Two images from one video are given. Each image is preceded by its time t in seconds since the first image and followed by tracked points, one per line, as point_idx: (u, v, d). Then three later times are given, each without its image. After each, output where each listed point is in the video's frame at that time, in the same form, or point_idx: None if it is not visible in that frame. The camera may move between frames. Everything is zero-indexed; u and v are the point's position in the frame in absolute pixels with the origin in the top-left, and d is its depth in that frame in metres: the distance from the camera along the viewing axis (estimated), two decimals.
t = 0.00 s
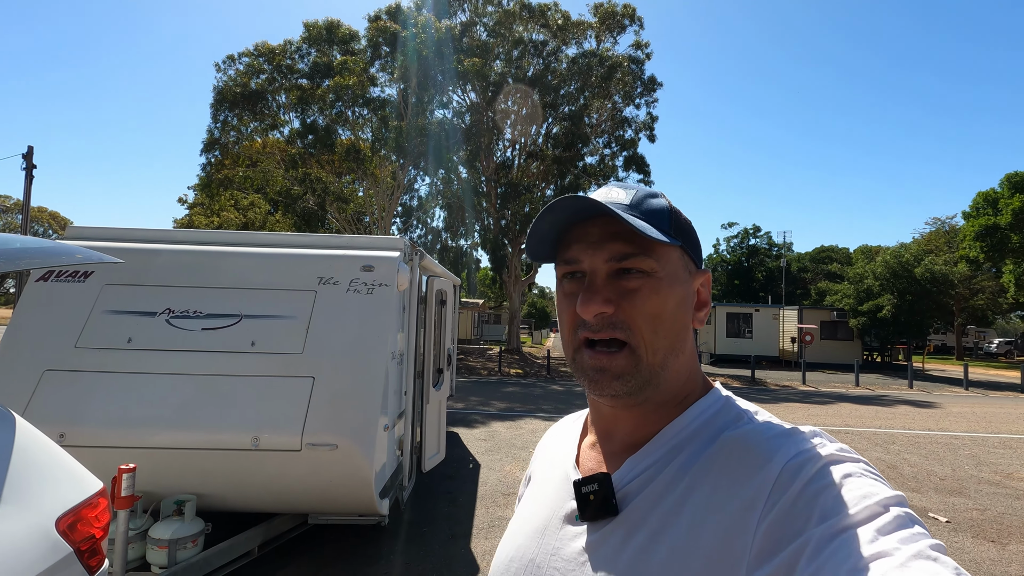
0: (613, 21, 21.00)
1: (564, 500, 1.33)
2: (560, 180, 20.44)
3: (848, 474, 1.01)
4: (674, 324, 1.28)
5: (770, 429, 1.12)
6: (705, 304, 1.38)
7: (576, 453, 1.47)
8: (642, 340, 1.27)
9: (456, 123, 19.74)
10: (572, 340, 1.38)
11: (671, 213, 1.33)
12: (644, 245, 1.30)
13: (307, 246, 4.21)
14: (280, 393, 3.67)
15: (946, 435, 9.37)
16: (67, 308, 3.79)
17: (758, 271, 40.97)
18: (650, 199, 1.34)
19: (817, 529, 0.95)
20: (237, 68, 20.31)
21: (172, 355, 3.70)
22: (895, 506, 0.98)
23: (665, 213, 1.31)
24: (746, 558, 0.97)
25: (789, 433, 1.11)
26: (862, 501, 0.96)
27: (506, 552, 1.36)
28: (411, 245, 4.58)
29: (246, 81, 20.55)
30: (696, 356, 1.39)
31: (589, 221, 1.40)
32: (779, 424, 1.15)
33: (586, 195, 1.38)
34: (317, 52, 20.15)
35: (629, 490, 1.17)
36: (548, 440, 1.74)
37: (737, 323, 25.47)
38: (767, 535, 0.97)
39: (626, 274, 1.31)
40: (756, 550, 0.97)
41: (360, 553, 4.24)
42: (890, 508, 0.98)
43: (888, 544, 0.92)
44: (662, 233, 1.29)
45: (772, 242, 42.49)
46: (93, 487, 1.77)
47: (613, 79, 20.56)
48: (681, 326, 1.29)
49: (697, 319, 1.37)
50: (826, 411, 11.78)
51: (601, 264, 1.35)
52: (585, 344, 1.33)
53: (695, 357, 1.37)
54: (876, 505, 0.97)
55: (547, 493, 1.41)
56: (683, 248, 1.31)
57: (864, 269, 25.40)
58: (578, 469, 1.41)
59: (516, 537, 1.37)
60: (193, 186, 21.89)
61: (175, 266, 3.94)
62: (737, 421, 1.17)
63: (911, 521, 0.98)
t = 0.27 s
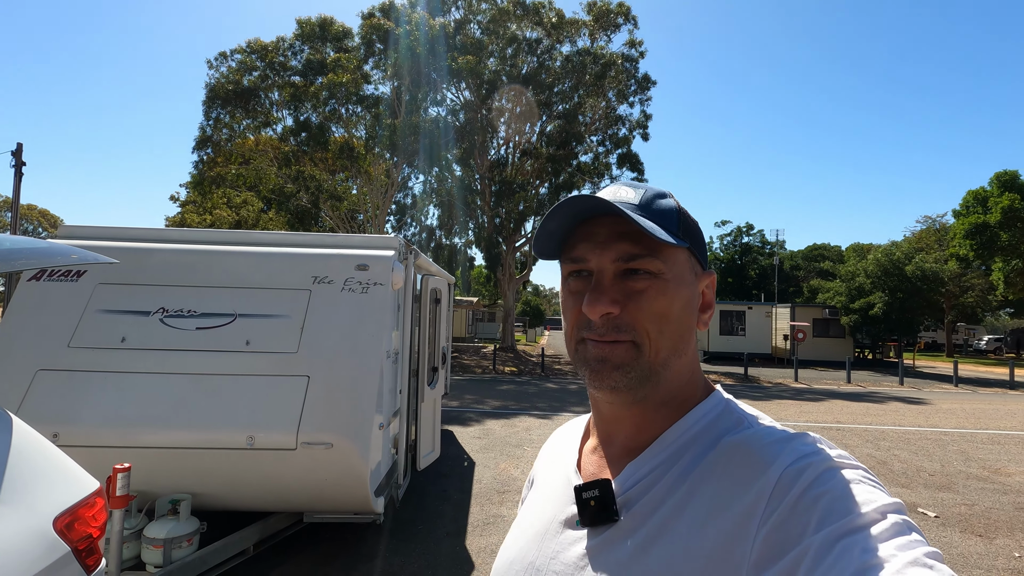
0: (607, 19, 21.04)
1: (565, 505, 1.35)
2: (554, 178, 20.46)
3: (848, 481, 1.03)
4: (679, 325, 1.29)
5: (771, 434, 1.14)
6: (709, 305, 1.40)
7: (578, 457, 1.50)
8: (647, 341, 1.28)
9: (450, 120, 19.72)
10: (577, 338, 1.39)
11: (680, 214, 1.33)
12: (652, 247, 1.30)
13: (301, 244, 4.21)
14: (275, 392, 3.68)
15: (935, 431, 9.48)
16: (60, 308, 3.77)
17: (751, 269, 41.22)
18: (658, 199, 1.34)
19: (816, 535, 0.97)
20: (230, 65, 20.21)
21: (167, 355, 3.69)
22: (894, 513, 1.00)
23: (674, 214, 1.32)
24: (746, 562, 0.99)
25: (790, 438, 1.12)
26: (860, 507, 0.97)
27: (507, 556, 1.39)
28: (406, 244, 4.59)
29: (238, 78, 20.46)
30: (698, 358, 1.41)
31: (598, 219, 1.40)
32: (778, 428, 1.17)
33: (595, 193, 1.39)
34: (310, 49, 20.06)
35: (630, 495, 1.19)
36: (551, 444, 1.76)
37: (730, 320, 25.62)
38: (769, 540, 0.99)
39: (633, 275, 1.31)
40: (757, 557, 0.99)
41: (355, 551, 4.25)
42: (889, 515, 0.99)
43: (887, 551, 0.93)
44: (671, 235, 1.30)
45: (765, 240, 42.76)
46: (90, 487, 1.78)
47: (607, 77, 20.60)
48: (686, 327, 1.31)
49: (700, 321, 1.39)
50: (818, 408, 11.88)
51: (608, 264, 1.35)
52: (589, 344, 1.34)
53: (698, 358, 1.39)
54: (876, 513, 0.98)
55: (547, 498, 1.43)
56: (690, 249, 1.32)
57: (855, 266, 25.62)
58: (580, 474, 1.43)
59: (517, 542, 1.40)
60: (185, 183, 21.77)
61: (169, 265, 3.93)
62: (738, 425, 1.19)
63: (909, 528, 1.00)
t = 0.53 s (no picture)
0: (601, 17, 21.04)
1: (567, 503, 1.36)
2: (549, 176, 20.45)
3: (851, 480, 1.03)
4: (684, 324, 1.30)
5: (774, 433, 1.15)
6: (714, 304, 1.40)
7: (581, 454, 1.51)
8: (652, 340, 1.28)
9: (445, 119, 19.68)
10: (581, 337, 1.39)
11: (685, 213, 1.33)
12: (657, 245, 1.31)
13: (296, 242, 4.20)
14: (271, 391, 3.67)
15: (927, 428, 9.57)
16: (52, 306, 3.75)
17: (744, 267, 41.41)
18: (663, 196, 1.35)
19: (817, 534, 0.98)
20: (222, 62, 20.09)
21: (162, 353, 3.68)
22: (897, 513, 1.01)
23: (679, 213, 1.32)
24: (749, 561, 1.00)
25: (792, 438, 1.14)
26: (862, 506, 0.99)
27: (509, 554, 1.40)
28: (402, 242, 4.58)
29: (231, 75, 20.35)
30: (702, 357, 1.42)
31: (603, 216, 1.40)
32: (780, 427, 1.18)
33: (600, 192, 1.39)
34: (303, 46, 19.96)
35: (633, 493, 1.20)
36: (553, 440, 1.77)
37: (723, 318, 25.73)
38: (771, 539, 1.01)
39: (638, 273, 1.32)
40: (759, 557, 1.00)
41: (351, 549, 4.25)
42: (892, 515, 1.00)
43: (892, 551, 0.94)
44: (676, 233, 1.30)
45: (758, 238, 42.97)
46: (86, 486, 1.77)
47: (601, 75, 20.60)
48: (691, 326, 1.31)
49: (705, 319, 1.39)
50: (811, 406, 11.97)
51: (614, 263, 1.35)
52: (593, 343, 1.34)
53: (701, 356, 1.40)
54: (880, 512, 0.99)
55: (549, 497, 1.44)
56: (696, 247, 1.32)
57: (848, 265, 25.81)
58: (583, 471, 1.44)
59: (519, 539, 1.40)
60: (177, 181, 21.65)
61: (163, 263, 3.91)
62: (741, 425, 1.20)
63: (911, 527, 1.00)
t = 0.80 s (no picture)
0: (596, 16, 21.07)
1: (564, 507, 1.36)
2: (544, 175, 20.48)
3: (845, 480, 1.05)
4: (676, 329, 1.30)
5: (768, 434, 1.16)
6: (706, 305, 1.41)
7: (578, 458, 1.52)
8: (644, 346, 1.29)
9: (440, 118, 19.67)
10: (573, 344, 1.39)
11: (674, 216, 1.33)
12: (647, 250, 1.31)
13: (292, 242, 4.19)
14: (267, 391, 3.66)
15: (919, 425, 9.65)
16: (46, 307, 3.72)
17: (739, 265, 41.61)
18: (651, 199, 1.36)
19: (812, 535, 0.99)
20: (216, 60, 19.99)
21: (158, 354, 3.67)
22: (890, 511, 1.02)
23: (669, 216, 1.33)
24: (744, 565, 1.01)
25: (787, 438, 1.15)
26: (857, 507, 0.99)
27: (506, 559, 1.41)
28: (397, 242, 4.57)
29: (225, 73, 20.25)
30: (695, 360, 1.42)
31: (593, 222, 1.41)
32: (774, 429, 1.19)
33: (589, 197, 1.40)
34: (298, 44, 19.89)
35: (629, 497, 1.21)
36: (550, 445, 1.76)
37: (718, 317, 25.83)
38: (766, 540, 1.02)
39: (628, 279, 1.32)
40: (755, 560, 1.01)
41: (349, 549, 4.26)
42: (885, 514, 1.01)
43: (883, 550, 0.95)
44: (666, 237, 1.31)
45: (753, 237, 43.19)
46: (83, 488, 1.77)
47: (597, 74, 20.62)
48: (683, 330, 1.32)
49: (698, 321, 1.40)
50: (805, 403, 12.03)
51: (605, 269, 1.35)
52: (586, 350, 1.34)
53: (695, 360, 1.40)
54: (873, 512, 1.00)
55: (547, 503, 1.43)
56: (685, 249, 1.33)
57: (841, 263, 26.01)
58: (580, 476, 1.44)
59: (516, 546, 1.40)
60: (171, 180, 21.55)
61: (157, 263, 3.89)
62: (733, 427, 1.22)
63: (904, 525, 1.02)
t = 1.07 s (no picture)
0: (591, 14, 21.08)
1: (560, 502, 1.37)
2: (540, 174, 20.49)
3: (839, 475, 1.06)
4: (669, 325, 1.32)
5: (762, 430, 1.17)
6: (698, 300, 1.43)
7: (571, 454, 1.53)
8: (638, 344, 1.31)
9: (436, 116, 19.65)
10: (567, 343, 1.40)
11: (666, 212, 1.35)
12: (640, 246, 1.32)
13: (288, 240, 4.18)
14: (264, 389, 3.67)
15: (913, 422, 9.72)
16: (41, 306, 3.71)
17: (735, 263, 41.75)
18: (643, 195, 1.37)
19: (808, 530, 1.01)
20: (211, 58, 19.93)
21: (154, 353, 3.66)
22: (885, 505, 1.03)
23: (660, 212, 1.34)
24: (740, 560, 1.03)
25: (782, 435, 1.17)
26: (851, 501, 1.01)
27: (502, 555, 1.42)
28: (394, 240, 4.57)
29: (220, 71, 20.18)
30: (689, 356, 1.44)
31: (584, 220, 1.42)
32: (768, 425, 1.20)
33: (581, 195, 1.40)
34: (293, 42, 19.84)
35: (624, 493, 1.22)
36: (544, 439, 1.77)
37: (714, 315, 25.91)
38: (760, 536, 1.04)
39: (622, 277, 1.34)
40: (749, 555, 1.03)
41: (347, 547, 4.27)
42: (880, 508, 1.02)
43: (879, 543, 0.97)
44: (659, 234, 1.32)
45: (748, 235, 43.33)
46: (81, 486, 1.77)
47: (593, 73, 20.63)
48: (675, 326, 1.34)
49: (690, 317, 1.42)
50: (801, 401, 12.09)
51: (597, 267, 1.37)
52: (580, 348, 1.36)
53: (688, 355, 1.42)
54: (868, 507, 1.02)
55: (541, 500, 1.43)
56: (677, 246, 1.34)
57: (836, 261, 26.14)
58: (575, 473, 1.45)
59: (511, 543, 1.41)
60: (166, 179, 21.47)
61: (153, 262, 3.88)
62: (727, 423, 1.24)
63: (899, 520, 1.03)
